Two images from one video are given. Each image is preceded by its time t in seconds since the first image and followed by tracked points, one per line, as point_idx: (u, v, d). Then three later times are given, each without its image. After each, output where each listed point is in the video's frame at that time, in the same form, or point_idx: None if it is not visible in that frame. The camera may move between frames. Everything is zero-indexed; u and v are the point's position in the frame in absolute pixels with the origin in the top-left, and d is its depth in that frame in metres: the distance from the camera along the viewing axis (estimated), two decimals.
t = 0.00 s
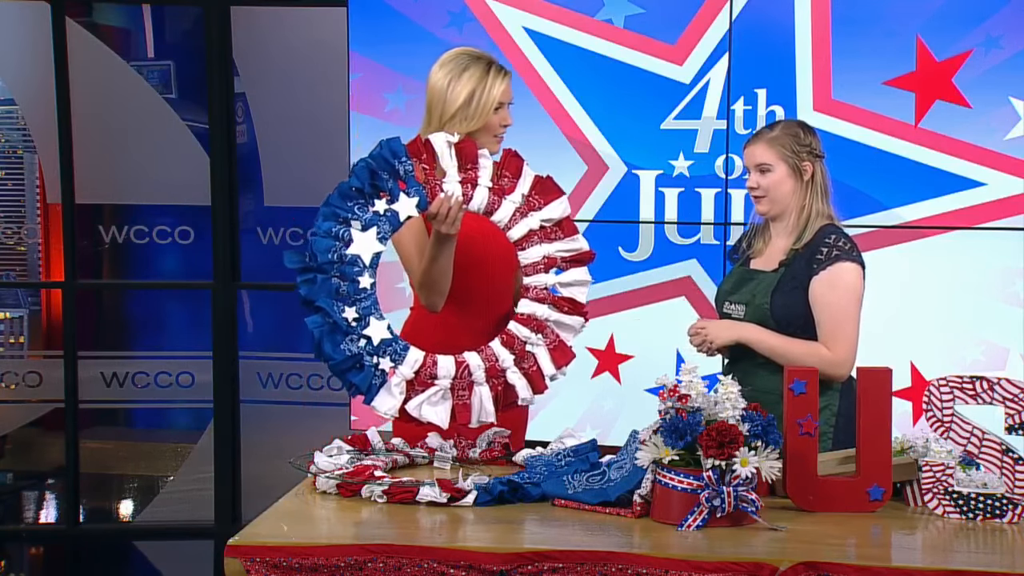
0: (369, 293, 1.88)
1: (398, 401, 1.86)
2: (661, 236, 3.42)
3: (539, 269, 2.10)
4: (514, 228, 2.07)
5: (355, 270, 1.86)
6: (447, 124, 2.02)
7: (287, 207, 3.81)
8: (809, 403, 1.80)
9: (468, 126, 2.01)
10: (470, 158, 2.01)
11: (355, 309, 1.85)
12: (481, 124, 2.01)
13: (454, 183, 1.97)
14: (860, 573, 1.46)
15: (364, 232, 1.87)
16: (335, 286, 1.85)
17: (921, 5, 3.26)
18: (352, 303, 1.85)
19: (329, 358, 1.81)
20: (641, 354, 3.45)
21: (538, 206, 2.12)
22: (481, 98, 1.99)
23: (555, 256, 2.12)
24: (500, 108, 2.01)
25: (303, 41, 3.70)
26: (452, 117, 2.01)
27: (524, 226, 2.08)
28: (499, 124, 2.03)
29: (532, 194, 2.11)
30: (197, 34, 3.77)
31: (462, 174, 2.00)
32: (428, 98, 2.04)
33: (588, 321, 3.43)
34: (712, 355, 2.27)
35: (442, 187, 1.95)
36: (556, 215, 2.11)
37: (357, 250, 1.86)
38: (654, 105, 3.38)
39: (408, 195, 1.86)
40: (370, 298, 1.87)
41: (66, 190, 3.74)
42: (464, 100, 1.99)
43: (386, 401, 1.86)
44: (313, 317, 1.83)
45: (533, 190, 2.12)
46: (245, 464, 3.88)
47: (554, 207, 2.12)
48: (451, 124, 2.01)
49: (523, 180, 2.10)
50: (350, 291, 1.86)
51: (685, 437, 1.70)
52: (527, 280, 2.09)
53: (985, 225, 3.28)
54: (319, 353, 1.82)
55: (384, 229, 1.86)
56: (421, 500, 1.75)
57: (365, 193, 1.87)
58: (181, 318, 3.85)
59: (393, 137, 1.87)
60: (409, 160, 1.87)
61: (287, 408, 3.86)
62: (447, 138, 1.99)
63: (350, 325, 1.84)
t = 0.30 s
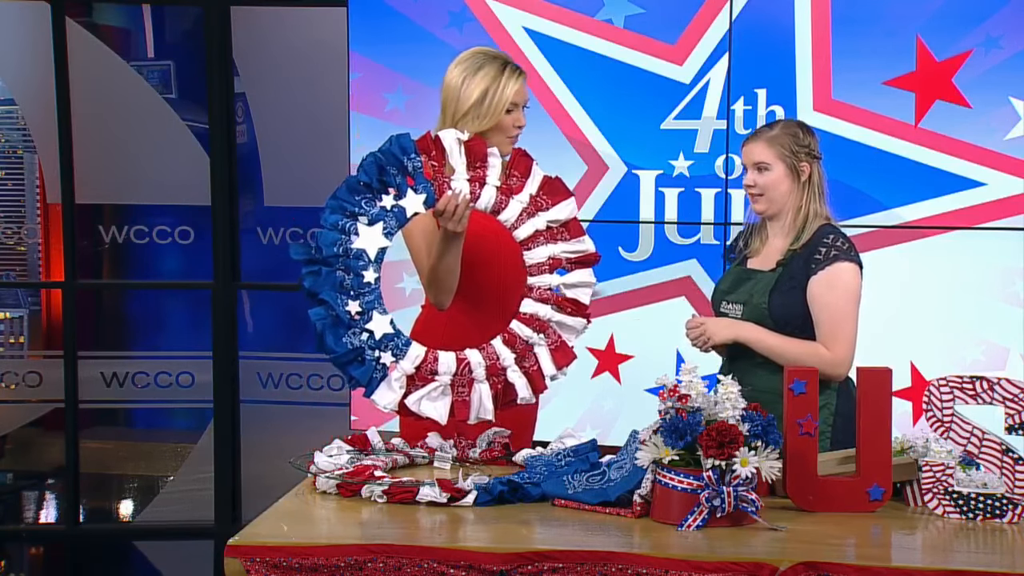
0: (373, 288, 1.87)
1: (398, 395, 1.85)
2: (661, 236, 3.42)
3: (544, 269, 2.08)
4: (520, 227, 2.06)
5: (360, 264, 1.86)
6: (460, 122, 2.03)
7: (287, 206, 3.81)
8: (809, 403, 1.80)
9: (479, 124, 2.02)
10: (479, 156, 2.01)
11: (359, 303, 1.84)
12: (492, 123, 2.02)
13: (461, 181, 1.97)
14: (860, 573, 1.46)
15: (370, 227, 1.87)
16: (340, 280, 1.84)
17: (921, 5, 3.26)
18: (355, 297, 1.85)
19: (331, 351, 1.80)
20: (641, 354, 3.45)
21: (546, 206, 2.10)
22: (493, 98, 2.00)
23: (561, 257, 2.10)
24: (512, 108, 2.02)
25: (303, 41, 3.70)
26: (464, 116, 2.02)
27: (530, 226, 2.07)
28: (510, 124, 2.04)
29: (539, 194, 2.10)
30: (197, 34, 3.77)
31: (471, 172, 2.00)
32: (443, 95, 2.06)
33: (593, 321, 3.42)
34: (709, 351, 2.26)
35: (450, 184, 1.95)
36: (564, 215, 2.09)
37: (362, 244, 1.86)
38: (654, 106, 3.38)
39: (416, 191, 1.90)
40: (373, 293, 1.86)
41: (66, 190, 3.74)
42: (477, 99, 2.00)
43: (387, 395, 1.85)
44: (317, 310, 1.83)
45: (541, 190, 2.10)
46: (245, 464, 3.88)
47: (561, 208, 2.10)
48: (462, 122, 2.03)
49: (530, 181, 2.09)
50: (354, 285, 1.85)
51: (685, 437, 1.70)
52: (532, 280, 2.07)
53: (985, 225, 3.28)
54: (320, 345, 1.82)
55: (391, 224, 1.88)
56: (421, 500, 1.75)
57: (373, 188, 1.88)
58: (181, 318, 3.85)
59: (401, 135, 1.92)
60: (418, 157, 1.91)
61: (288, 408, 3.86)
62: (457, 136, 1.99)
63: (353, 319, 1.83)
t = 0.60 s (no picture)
0: (382, 300, 1.84)
1: (412, 407, 1.83)
2: (661, 236, 3.42)
3: (551, 274, 2.08)
4: (527, 234, 2.06)
5: (369, 277, 1.84)
6: (456, 119, 2.05)
7: (287, 206, 3.81)
8: (809, 403, 1.80)
9: (473, 123, 2.03)
10: (483, 165, 2.01)
11: (369, 316, 1.82)
12: (486, 122, 2.03)
13: (467, 189, 1.97)
14: (860, 572, 1.46)
15: (377, 239, 1.86)
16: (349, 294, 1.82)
17: (921, 5, 3.26)
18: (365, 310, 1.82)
19: (343, 365, 1.77)
20: (641, 354, 3.45)
21: (550, 211, 2.11)
22: (486, 96, 2.00)
23: (566, 261, 2.11)
24: (506, 108, 2.02)
25: (303, 41, 3.70)
26: (459, 113, 2.04)
27: (536, 232, 2.07)
28: (505, 125, 2.04)
29: (544, 200, 2.11)
30: (197, 34, 3.76)
31: (476, 180, 2.00)
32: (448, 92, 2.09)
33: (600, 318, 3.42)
34: (706, 349, 2.25)
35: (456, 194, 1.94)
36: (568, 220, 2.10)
37: (371, 258, 1.85)
38: (653, 105, 3.38)
39: (422, 203, 1.89)
40: (383, 306, 1.84)
41: (66, 190, 3.74)
42: (470, 97, 2.02)
43: (399, 408, 1.83)
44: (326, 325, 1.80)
45: (545, 196, 2.12)
46: (245, 464, 3.88)
47: (566, 212, 2.11)
48: (459, 119, 2.05)
49: (534, 189, 2.11)
50: (363, 299, 1.83)
51: (685, 437, 1.70)
52: (539, 286, 2.07)
53: (985, 225, 3.28)
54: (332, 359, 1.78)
55: (398, 236, 1.87)
56: (421, 500, 1.75)
57: (380, 201, 1.88)
58: (181, 318, 3.85)
59: (407, 146, 1.91)
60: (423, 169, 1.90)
61: (288, 408, 3.86)
62: (460, 145, 2.00)
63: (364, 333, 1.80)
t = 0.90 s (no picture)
0: (377, 311, 1.78)
1: (417, 418, 1.82)
2: (661, 236, 3.41)
3: (535, 268, 2.06)
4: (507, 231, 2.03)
5: (361, 289, 1.76)
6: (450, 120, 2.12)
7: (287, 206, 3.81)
8: (809, 403, 1.80)
9: (463, 123, 2.10)
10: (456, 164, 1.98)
11: (367, 329, 1.75)
12: (474, 122, 2.09)
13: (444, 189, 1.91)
14: (860, 572, 1.46)
15: (365, 250, 1.78)
16: (343, 308, 1.73)
17: (921, 5, 3.26)
18: (361, 322, 1.75)
19: (348, 383, 1.70)
20: (641, 354, 3.45)
21: (525, 205, 2.07)
22: (473, 94, 2.07)
23: (548, 253, 2.08)
24: (491, 106, 2.07)
25: (303, 41, 3.70)
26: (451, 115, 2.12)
27: (516, 227, 2.04)
28: (493, 125, 2.09)
29: (517, 195, 2.06)
30: (197, 34, 3.76)
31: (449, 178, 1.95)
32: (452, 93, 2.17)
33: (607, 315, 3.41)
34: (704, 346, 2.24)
35: (434, 196, 1.88)
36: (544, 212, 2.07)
37: (361, 269, 1.76)
38: (653, 106, 3.38)
39: (404, 208, 1.82)
40: (379, 317, 1.77)
41: (66, 190, 3.74)
42: (458, 98, 2.10)
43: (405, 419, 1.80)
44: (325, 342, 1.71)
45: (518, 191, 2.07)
46: (245, 463, 3.88)
47: (541, 204, 2.08)
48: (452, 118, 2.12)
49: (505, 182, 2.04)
50: (358, 312, 1.75)
51: (685, 437, 1.70)
52: (525, 281, 2.05)
53: (985, 225, 3.28)
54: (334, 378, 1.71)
55: (385, 245, 1.79)
56: (421, 501, 1.75)
57: (362, 211, 1.80)
58: (182, 318, 3.85)
59: (380, 153, 1.83)
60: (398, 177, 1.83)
61: (288, 407, 3.86)
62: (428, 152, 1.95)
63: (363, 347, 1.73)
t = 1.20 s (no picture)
0: (368, 307, 1.87)
1: (425, 407, 1.85)
2: (661, 236, 3.41)
3: (524, 273, 2.07)
4: (489, 242, 2.05)
5: (350, 288, 1.85)
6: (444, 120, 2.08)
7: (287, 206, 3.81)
8: (809, 403, 1.80)
9: (452, 126, 2.07)
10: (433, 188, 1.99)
11: (360, 323, 1.84)
12: (463, 125, 2.05)
13: (418, 201, 2.00)
14: (860, 572, 1.46)
15: (348, 255, 1.89)
16: (332, 305, 1.82)
17: (921, 5, 3.26)
18: (354, 318, 1.84)
19: (347, 373, 1.78)
20: (641, 354, 3.45)
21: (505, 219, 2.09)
22: (459, 97, 2.05)
23: (535, 262, 2.09)
24: (479, 109, 2.03)
25: (303, 40, 3.70)
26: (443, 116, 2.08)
27: (496, 237, 2.06)
28: (481, 128, 2.04)
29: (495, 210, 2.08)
30: (197, 34, 3.76)
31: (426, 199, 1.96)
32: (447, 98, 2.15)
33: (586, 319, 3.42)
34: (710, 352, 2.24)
35: (409, 206, 1.98)
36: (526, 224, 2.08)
37: (347, 270, 1.86)
38: (653, 106, 3.38)
39: (381, 216, 1.95)
40: (370, 311, 1.86)
41: (66, 190, 3.74)
42: (448, 97, 2.07)
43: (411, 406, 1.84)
44: (321, 339, 1.80)
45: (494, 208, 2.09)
46: (245, 464, 3.88)
47: (522, 218, 2.09)
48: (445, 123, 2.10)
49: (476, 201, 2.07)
50: (349, 310, 1.84)
51: (685, 437, 1.70)
52: (514, 285, 2.06)
53: (985, 225, 3.28)
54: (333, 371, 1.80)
55: (368, 249, 1.91)
56: (421, 501, 1.75)
57: (342, 220, 1.91)
58: (182, 318, 3.85)
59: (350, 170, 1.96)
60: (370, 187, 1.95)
61: (288, 407, 3.86)
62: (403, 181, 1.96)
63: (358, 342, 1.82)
